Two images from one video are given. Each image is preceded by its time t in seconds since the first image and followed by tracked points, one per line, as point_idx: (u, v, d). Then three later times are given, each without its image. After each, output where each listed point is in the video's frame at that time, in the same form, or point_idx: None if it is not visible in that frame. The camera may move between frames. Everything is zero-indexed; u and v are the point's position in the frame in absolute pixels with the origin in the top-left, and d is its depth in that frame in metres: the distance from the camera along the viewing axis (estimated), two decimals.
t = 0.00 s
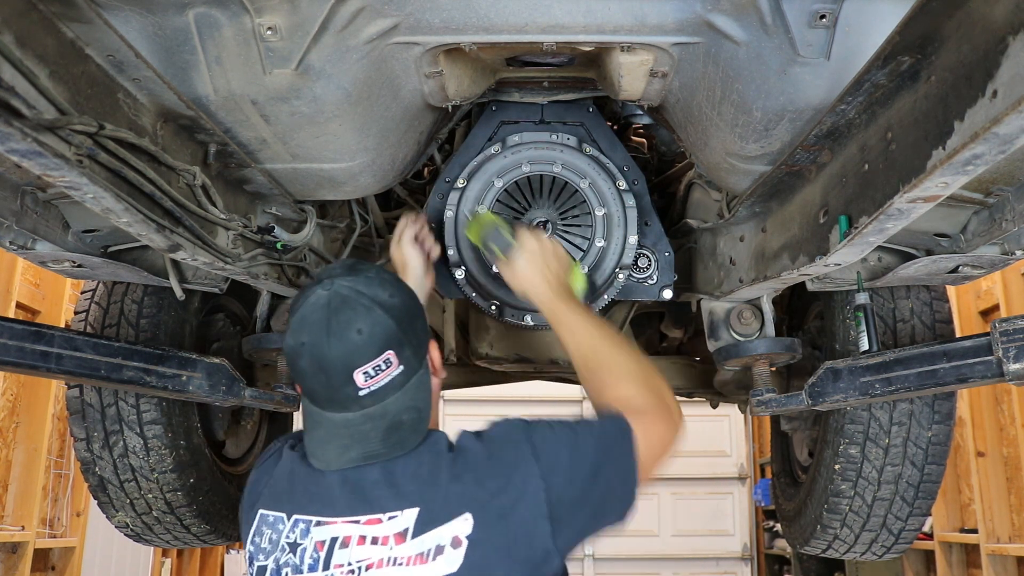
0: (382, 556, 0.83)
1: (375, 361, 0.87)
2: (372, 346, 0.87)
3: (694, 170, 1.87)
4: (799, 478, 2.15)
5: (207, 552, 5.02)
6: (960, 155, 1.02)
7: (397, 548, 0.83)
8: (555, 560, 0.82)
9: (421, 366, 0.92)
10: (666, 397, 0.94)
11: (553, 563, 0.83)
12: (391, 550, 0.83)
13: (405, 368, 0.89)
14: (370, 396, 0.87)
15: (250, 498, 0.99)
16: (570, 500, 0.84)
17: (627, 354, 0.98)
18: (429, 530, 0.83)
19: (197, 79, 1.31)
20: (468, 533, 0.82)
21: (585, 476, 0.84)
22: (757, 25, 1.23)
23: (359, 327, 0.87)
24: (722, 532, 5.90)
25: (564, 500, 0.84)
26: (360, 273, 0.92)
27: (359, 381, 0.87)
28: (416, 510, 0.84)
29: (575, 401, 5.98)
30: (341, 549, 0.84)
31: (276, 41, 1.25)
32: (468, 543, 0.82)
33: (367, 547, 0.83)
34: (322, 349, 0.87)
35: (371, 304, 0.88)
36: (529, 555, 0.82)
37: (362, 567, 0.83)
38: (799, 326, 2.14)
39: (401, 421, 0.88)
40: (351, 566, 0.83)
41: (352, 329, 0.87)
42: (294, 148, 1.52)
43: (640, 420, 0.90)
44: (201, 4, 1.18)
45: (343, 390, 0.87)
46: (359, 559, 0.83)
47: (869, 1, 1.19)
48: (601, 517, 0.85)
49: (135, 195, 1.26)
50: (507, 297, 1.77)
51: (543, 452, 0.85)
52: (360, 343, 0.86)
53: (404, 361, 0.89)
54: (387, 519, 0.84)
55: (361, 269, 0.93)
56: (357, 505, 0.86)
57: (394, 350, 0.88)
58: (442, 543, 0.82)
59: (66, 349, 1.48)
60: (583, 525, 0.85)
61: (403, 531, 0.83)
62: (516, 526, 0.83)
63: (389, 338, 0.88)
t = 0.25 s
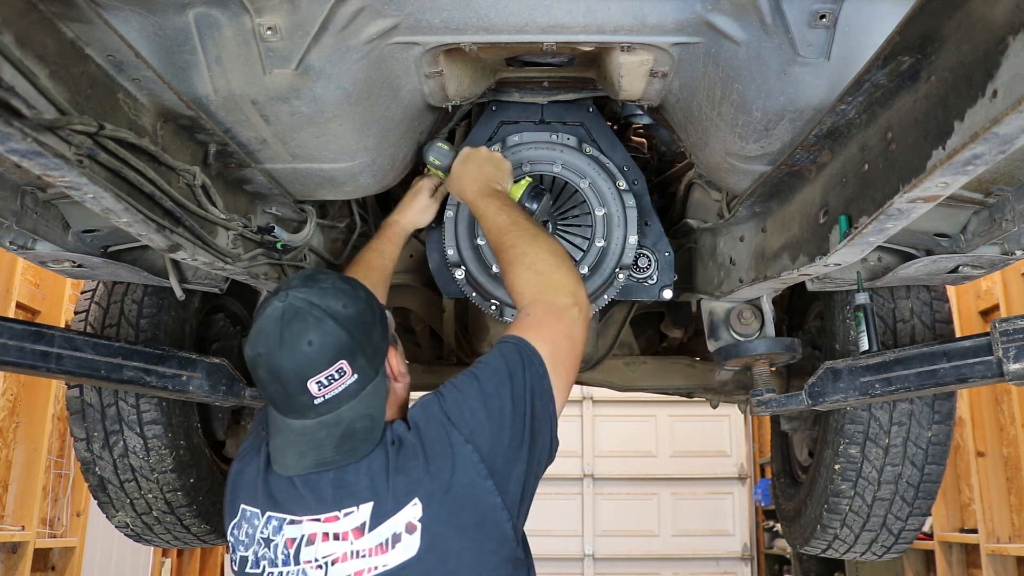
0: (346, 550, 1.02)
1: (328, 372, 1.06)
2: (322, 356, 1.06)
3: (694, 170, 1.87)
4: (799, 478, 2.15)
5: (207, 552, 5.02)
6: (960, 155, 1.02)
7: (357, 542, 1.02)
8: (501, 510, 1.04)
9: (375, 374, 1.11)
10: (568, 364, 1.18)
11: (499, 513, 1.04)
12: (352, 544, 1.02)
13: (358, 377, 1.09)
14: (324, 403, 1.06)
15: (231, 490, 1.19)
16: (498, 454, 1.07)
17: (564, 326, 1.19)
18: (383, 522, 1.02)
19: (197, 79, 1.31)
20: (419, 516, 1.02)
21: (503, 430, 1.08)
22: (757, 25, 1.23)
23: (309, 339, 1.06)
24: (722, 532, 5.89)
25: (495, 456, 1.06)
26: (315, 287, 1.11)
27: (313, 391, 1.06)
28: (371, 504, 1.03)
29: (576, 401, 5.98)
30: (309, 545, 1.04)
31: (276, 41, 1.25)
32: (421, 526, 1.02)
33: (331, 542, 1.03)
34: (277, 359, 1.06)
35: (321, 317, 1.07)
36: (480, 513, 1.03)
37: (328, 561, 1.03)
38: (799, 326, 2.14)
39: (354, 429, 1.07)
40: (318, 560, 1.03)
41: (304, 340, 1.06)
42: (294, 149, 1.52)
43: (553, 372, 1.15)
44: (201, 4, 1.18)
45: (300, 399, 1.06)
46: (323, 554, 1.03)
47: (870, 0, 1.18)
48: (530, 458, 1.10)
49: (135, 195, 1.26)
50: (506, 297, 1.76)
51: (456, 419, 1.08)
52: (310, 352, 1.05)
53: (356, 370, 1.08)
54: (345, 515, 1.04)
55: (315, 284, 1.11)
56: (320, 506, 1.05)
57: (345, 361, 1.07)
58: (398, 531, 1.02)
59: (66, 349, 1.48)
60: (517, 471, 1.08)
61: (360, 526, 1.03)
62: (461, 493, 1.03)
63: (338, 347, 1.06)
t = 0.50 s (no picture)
0: (344, 551, 1.02)
1: (329, 375, 1.07)
2: (323, 359, 1.06)
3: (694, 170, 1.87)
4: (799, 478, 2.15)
5: (207, 552, 5.02)
6: (960, 155, 1.02)
7: (355, 543, 1.02)
8: (498, 512, 1.04)
9: (376, 378, 1.12)
10: (566, 362, 1.18)
11: (496, 516, 1.04)
12: (350, 545, 1.02)
13: (359, 381, 1.09)
14: (324, 406, 1.07)
15: (236, 486, 1.20)
16: (496, 456, 1.07)
17: (561, 324, 1.19)
18: (381, 523, 1.02)
19: (197, 79, 1.31)
20: (416, 518, 1.02)
21: (500, 431, 1.08)
22: (757, 25, 1.23)
23: (311, 342, 1.06)
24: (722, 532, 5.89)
25: (492, 458, 1.06)
26: (318, 290, 1.11)
27: (314, 393, 1.06)
28: (369, 506, 1.03)
29: (576, 401, 5.98)
30: (309, 545, 1.04)
31: (276, 41, 1.25)
32: (418, 529, 1.02)
33: (330, 542, 1.03)
34: (278, 361, 1.07)
35: (323, 319, 1.07)
36: (477, 515, 1.03)
37: (327, 561, 1.03)
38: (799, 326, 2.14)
39: (354, 432, 1.07)
40: (318, 560, 1.03)
41: (305, 343, 1.06)
42: (293, 149, 1.52)
43: (550, 371, 1.15)
44: (201, 4, 1.18)
45: (301, 401, 1.07)
46: (323, 554, 1.03)
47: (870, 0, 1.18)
48: (527, 459, 1.10)
49: (135, 195, 1.26)
50: (505, 297, 1.76)
51: (453, 421, 1.08)
52: (311, 356, 1.06)
53: (357, 374, 1.09)
54: (344, 516, 1.04)
55: (318, 287, 1.12)
56: (320, 505, 1.05)
57: (347, 365, 1.08)
58: (396, 533, 1.02)
59: (66, 349, 1.48)
60: (514, 473, 1.08)
61: (358, 527, 1.03)
62: (457, 496, 1.03)
63: (340, 350, 1.07)
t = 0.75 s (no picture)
0: (342, 549, 1.02)
1: (330, 374, 1.07)
2: (324, 359, 1.06)
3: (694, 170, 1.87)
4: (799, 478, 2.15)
5: (207, 552, 5.02)
6: (960, 155, 1.02)
7: (354, 541, 1.02)
8: (496, 511, 1.04)
9: (377, 377, 1.12)
10: (563, 359, 1.18)
11: (495, 514, 1.04)
12: (348, 543, 1.02)
13: (360, 380, 1.09)
14: (325, 406, 1.07)
15: (235, 486, 1.20)
16: (494, 454, 1.06)
17: (558, 321, 1.19)
18: (380, 522, 1.02)
19: (197, 79, 1.31)
20: (415, 517, 1.02)
21: (498, 429, 1.08)
22: (757, 25, 1.23)
23: (311, 342, 1.06)
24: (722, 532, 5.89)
25: (490, 457, 1.06)
26: (319, 289, 1.11)
27: (314, 393, 1.06)
28: (367, 504, 1.03)
29: (576, 401, 5.98)
30: (307, 544, 1.04)
31: (276, 41, 1.25)
32: (417, 527, 1.02)
33: (328, 541, 1.03)
34: (279, 360, 1.07)
35: (324, 319, 1.07)
36: (475, 514, 1.03)
37: (326, 560, 1.03)
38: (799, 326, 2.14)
39: (354, 432, 1.07)
40: (316, 559, 1.03)
41: (306, 342, 1.06)
42: (293, 149, 1.52)
43: (548, 369, 1.15)
44: (201, 4, 1.18)
45: (301, 400, 1.07)
46: (322, 552, 1.03)
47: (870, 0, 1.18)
48: (526, 458, 1.10)
49: (135, 195, 1.26)
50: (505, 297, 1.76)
51: (451, 420, 1.08)
52: (312, 356, 1.06)
53: (358, 373, 1.09)
54: (342, 515, 1.04)
55: (319, 287, 1.12)
56: (319, 504, 1.05)
57: (347, 364, 1.08)
58: (394, 531, 1.02)
59: (66, 349, 1.48)
60: (513, 471, 1.07)
61: (357, 526, 1.03)
62: (456, 495, 1.03)
63: (341, 350, 1.07)
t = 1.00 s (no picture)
0: (341, 548, 1.02)
1: (332, 371, 1.07)
2: (327, 356, 1.06)
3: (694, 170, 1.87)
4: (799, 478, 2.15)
5: (207, 552, 5.02)
6: (960, 155, 1.02)
7: (353, 540, 1.02)
8: (497, 513, 1.04)
9: (379, 375, 1.12)
10: (569, 364, 1.18)
11: (495, 517, 1.04)
12: (348, 543, 1.02)
13: (362, 378, 1.09)
14: (326, 403, 1.07)
15: (235, 484, 1.20)
16: (496, 457, 1.06)
17: (565, 327, 1.19)
18: (380, 521, 1.02)
19: (197, 79, 1.31)
20: (415, 517, 1.02)
21: (501, 432, 1.08)
22: (757, 25, 1.23)
23: (314, 339, 1.06)
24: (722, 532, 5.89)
25: (492, 459, 1.06)
26: (322, 287, 1.12)
27: (316, 390, 1.06)
28: (367, 503, 1.03)
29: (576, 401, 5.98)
30: (307, 543, 1.04)
31: (276, 41, 1.25)
32: (417, 527, 1.02)
33: (328, 540, 1.03)
34: (281, 357, 1.07)
35: (326, 317, 1.08)
36: (476, 516, 1.03)
37: (325, 559, 1.03)
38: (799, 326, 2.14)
39: (355, 430, 1.07)
40: (315, 558, 1.03)
41: (309, 339, 1.06)
42: (293, 149, 1.52)
43: (553, 375, 1.15)
44: (201, 4, 1.18)
45: (303, 397, 1.07)
46: (320, 552, 1.03)
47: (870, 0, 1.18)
48: (528, 461, 1.10)
49: (135, 195, 1.26)
50: (505, 297, 1.77)
51: (453, 421, 1.08)
52: (314, 352, 1.06)
53: (360, 371, 1.09)
54: (342, 514, 1.04)
55: (322, 284, 1.12)
56: (319, 502, 1.05)
57: (349, 361, 1.08)
58: (394, 531, 1.01)
59: (66, 349, 1.48)
60: (514, 474, 1.07)
61: (356, 525, 1.03)
62: (457, 496, 1.03)
63: (343, 347, 1.07)
